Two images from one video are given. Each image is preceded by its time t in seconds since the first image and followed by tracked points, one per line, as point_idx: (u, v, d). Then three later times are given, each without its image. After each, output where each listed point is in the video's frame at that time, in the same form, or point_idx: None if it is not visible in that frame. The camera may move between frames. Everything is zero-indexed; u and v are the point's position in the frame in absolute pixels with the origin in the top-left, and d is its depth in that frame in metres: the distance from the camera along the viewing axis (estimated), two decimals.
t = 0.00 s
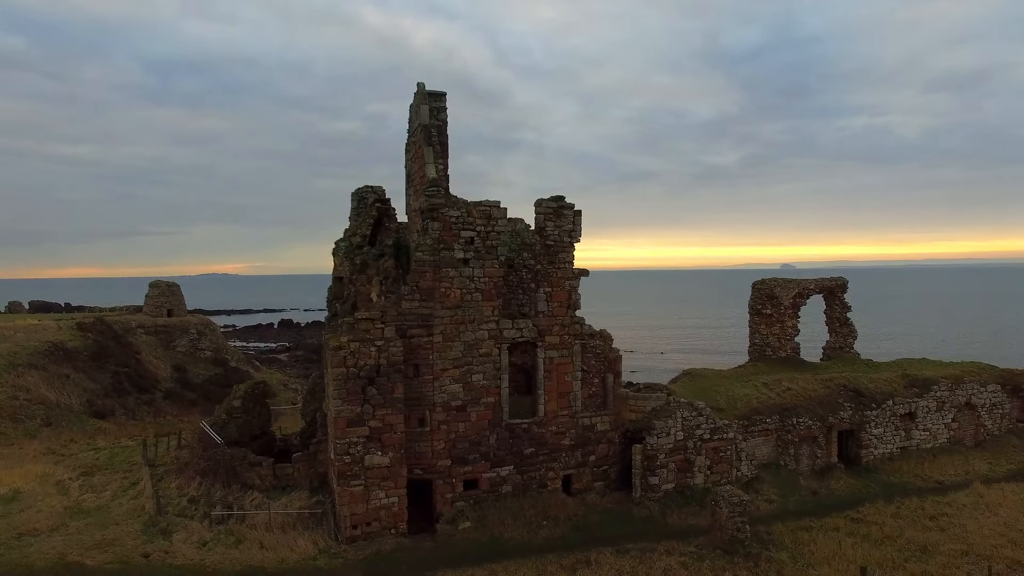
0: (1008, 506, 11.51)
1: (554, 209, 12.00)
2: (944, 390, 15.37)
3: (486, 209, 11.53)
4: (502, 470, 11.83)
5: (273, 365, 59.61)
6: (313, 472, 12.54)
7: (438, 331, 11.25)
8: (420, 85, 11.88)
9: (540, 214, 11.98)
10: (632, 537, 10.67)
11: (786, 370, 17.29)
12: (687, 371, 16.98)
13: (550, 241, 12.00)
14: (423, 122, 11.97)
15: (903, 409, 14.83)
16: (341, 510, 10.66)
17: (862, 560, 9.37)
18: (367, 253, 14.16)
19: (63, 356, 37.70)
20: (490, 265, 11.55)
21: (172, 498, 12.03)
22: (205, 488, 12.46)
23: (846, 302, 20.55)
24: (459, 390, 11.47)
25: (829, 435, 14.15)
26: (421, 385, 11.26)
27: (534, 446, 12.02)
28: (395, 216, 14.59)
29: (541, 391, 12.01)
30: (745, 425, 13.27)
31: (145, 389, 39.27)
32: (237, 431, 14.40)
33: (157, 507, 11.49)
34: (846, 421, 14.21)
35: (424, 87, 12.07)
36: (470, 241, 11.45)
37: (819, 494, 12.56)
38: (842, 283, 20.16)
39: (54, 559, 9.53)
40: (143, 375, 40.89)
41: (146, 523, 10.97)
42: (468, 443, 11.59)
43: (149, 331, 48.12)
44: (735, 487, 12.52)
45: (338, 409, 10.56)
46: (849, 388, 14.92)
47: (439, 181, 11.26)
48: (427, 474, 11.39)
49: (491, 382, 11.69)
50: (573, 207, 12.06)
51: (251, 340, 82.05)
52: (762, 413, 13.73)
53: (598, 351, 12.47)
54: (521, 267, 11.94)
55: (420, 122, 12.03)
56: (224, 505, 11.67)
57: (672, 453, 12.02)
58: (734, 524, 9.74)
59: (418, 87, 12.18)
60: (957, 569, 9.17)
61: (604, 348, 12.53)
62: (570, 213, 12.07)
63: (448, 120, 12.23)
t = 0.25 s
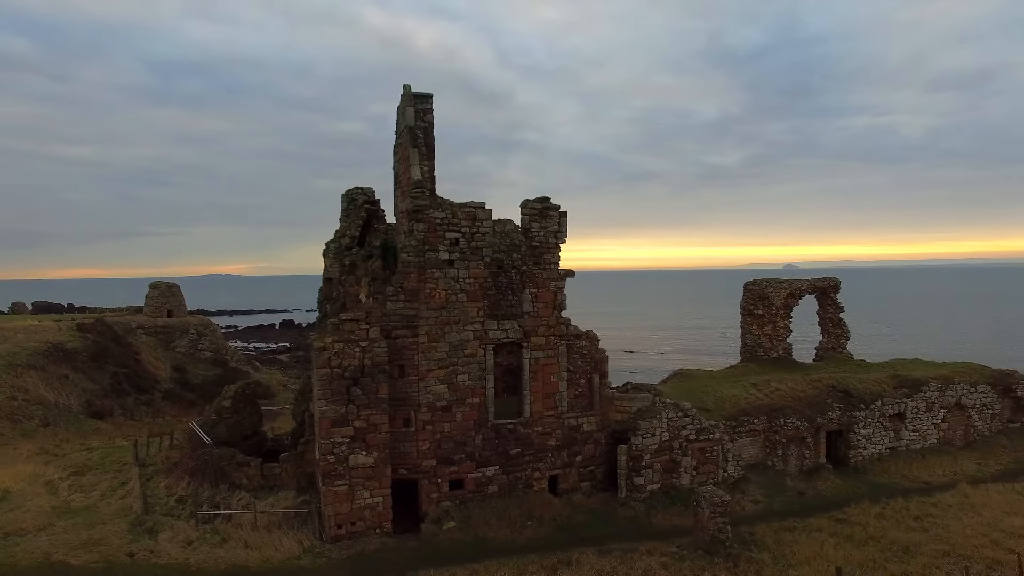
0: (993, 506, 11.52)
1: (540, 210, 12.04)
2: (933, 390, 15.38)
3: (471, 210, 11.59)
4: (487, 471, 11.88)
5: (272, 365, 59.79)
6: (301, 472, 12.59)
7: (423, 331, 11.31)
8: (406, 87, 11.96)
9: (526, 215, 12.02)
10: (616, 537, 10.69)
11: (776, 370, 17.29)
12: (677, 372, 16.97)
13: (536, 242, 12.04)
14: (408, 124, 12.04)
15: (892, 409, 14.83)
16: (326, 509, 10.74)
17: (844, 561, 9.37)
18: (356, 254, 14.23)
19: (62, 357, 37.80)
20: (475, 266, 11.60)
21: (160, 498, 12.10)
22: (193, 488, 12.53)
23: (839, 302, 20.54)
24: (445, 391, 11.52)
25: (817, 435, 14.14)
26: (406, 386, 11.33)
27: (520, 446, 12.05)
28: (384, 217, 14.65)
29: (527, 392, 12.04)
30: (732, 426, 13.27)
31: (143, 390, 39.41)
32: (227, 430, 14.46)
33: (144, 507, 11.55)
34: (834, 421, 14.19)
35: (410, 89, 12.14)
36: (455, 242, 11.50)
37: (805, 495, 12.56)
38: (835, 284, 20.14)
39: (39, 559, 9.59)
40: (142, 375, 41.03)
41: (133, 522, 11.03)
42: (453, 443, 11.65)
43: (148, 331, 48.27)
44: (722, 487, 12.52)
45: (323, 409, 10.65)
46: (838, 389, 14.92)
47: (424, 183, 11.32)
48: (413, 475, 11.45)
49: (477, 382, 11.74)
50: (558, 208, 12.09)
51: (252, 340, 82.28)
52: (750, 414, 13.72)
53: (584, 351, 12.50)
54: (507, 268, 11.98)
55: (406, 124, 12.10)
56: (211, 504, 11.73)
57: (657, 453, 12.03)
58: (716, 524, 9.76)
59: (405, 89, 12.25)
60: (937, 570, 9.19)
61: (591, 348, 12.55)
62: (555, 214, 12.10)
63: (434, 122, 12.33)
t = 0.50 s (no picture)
0: (977, 507, 11.53)
1: (524, 211, 12.09)
2: (922, 390, 15.39)
3: (456, 211, 11.66)
4: (472, 470, 11.93)
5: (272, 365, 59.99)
6: (288, 471, 12.66)
7: (408, 332, 11.39)
8: (391, 89, 12.02)
9: (511, 216, 12.08)
10: (598, 537, 10.71)
11: (767, 371, 17.28)
12: (667, 372, 16.97)
13: (520, 243, 12.08)
14: (393, 126, 12.10)
15: (880, 410, 14.83)
16: (310, 509, 10.82)
17: (823, 561, 9.37)
18: (344, 255, 14.30)
19: (62, 357, 37.94)
20: (459, 267, 11.67)
21: (148, 497, 12.17)
22: (181, 488, 12.60)
23: (831, 303, 20.54)
24: (429, 391, 11.60)
25: (805, 436, 14.13)
26: (391, 386, 11.41)
27: (505, 446, 12.11)
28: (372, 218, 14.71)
29: (512, 392, 12.09)
30: (719, 426, 13.27)
31: (142, 390, 39.57)
32: (217, 430, 14.54)
33: (131, 507, 11.63)
34: (821, 422, 14.18)
35: (396, 91, 12.20)
36: (440, 243, 11.57)
37: (791, 495, 12.56)
38: (827, 284, 20.13)
39: (23, 558, 9.66)
40: (142, 376, 41.20)
41: (119, 522, 11.11)
42: (438, 443, 11.72)
43: (148, 331, 48.45)
44: (707, 488, 12.52)
45: (307, 409, 10.75)
46: (827, 389, 14.89)
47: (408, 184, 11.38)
48: (397, 474, 11.52)
49: (461, 382, 11.82)
50: (543, 209, 12.14)
51: (252, 340, 82.52)
52: (736, 414, 13.72)
53: (569, 352, 12.54)
54: (491, 269, 12.05)
55: (391, 126, 12.16)
56: (198, 504, 11.80)
57: (641, 453, 12.05)
58: (696, 524, 9.79)
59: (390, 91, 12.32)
60: (916, 570, 9.21)
61: (576, 349, 12.60)
62: (540, 215, 12.15)
63: (419, 123, 12.39)
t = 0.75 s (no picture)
0: (961, 507, 11.54)
1: (509, 212, 12.14)
2: (910, 391, 15.40)
3: (440, 213, 11.73)
4: (457, 470, 11.99)
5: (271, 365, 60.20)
6: (275, 471, 12.73)
7: (392, 332, 11.47)
8: (377, 91, 12.09)
9: (495, 217, 12.13)
10: (580, 537, 10.74)
11: (757, 371, 17.27)
12: (656, 372, 16.97)
13: (505, 244, 12.13)
14: (379, 128, 12.17)
15: (868, 410, 14.84)
16: (294, 508, 10.89)
17: (803, 562, 9.38)
18: (333, 256, 14.38)
19: (61, 358, 38.10)
20: (443, 268, 11.74)
21: (135, 497, 12.24)
22: (169, 487, 12.68)
23: (823, 303, 20.54)
24: (414, 391, 11.67)
25: (792, 436, 14.13)
26: (376, 386, 11.49)
27: (490, 446, 12.16)
28: (361, 219, 14.78)
29: (496, 392, 12.14)
30: (705, 427, 13.27)
31: (141, 391, 39.74)
32: (207, 430, 14.62)
33: (118, 506, 11.70)
34: (809, 422, 14.18)
35: (382, 93, 12.26)
36: (424, 244, 11.64)
37: (776, 495, 12.58)
38: (819, 284, 20.12)
39: (8, 557, 9.73)
40: (141, 376, 41.37)
41: (105, 521, 11.18)
42: (422, 443, 11.78)
43: (148, 332, 48.66)
44: (692, 488, 12.53)
45: (291, 409, 10.83)
46: (815, 389, 14.87)
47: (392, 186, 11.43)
48: (382, 474, 11.59)
49: (446, 383, 11.89)
50: (528, 210, 12.20)
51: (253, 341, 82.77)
52: (723, 414, 13.71)
53: (555, 353, 12.59)
54: (476, 270, 12.11)
55: (377, 128, 12.23)
56: (185, 504, 11.87)
57: (626, 454, 12.08)
58: (676, 524, 9.84)
59: (376, 93, 12.38)
60: (894, 570, 9.23)
61: (562, 349, 12.64)
62: (525, 216, 12.21)
63: (406, 125, 12.45)
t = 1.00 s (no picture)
0: (944, 508, 11.55)
1: (493, 213, 12.19)
2: (898, 391, 15.41)
3: (424, 214, 11.81)
4: (442, 470, 12.04)
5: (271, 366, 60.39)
6: (262, 471, 12.81)
7: (376, 333, 11.54)
8: (361, 94, 12.16)
9: (480, 218, 12.19)
10: (562, 537, 10.79)
11: (746, 372, 17.27)
12: (646, 373, 16.99)
13: (489, 245, 12.19)
14: (363, 130, 12.24)
15: (855, 411, 14.85)
16: (278, 507, 10.98)
17: (781, 562, 9.41)
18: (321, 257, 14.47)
19: (60, 358, 38.29)
20: (427, 269, 11.82)
21: (123, 497, 12.33)
22: (156, 487, 12.76)
23: (815, 303, 20.54)
24: (398, 391, 11.74)
25: (779, 437, 14.13)
26: (360, 387, 11.57)
27: (475, 446, 12.21)
28: (349, 220, 14.85)
29: (481, 393, 12.20)
30: (691, 427, 13.28)
31: (140, 391, 39.93)
32: (196, 430, 14.71)
33: (105, 505, 11.79)
34: (795, 423, 14.19)
35: (367, 95, 12.33)
36: (408, 245, 11.72)
37: (761, 496, 12.60)
38: (811, 285, 20.11)
39: None
40: (140, 377, 41.55)
41: (92, 520, 11.27)
42: (407, 443, 11.85)
43: (148, 332, 48.87)
44: (677, 488, 12.56)
45: (275, 409, 10.92)
46: (802, 390, 14.87)
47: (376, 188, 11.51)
48: (367, 474, 11.66)
49: (430, 383, 11.96)
50: (512, 211, 12.25)
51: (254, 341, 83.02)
52: (709, 415, 13.71)
53: (540, 353, 12.63)
54: (460, 271, 12.17)
55: (361, 130, 12.31)
56: (171, 503, 11.95)
57: (610, 454, 12.12)
58: (656, 525, 9.90)
59: (361, 96, 12.45)
60: (872, 570, 9.27)
61: (547, 350, 12.69)
62: (509, 217, 12.26)
63: (391, 127, 12.53)
